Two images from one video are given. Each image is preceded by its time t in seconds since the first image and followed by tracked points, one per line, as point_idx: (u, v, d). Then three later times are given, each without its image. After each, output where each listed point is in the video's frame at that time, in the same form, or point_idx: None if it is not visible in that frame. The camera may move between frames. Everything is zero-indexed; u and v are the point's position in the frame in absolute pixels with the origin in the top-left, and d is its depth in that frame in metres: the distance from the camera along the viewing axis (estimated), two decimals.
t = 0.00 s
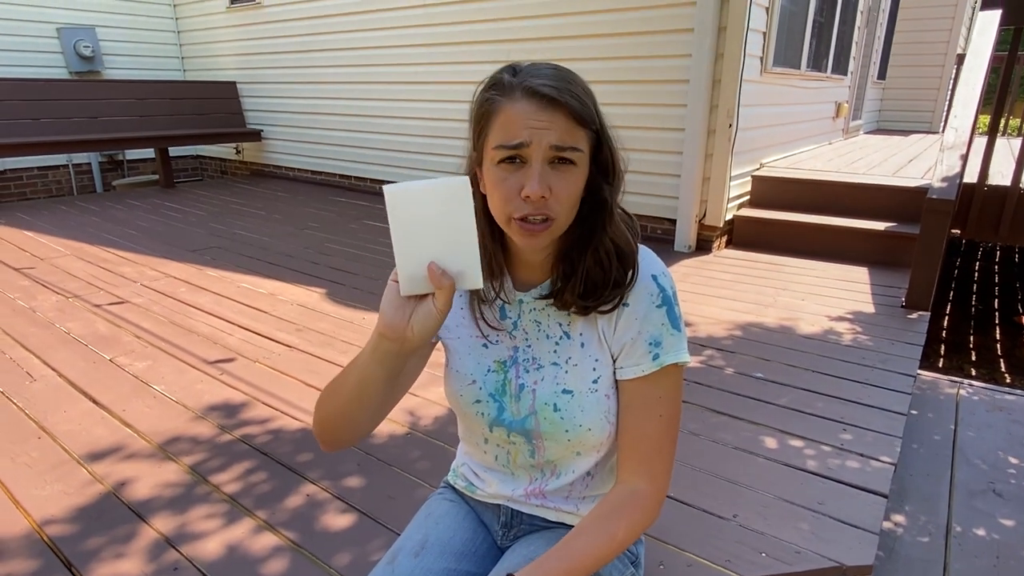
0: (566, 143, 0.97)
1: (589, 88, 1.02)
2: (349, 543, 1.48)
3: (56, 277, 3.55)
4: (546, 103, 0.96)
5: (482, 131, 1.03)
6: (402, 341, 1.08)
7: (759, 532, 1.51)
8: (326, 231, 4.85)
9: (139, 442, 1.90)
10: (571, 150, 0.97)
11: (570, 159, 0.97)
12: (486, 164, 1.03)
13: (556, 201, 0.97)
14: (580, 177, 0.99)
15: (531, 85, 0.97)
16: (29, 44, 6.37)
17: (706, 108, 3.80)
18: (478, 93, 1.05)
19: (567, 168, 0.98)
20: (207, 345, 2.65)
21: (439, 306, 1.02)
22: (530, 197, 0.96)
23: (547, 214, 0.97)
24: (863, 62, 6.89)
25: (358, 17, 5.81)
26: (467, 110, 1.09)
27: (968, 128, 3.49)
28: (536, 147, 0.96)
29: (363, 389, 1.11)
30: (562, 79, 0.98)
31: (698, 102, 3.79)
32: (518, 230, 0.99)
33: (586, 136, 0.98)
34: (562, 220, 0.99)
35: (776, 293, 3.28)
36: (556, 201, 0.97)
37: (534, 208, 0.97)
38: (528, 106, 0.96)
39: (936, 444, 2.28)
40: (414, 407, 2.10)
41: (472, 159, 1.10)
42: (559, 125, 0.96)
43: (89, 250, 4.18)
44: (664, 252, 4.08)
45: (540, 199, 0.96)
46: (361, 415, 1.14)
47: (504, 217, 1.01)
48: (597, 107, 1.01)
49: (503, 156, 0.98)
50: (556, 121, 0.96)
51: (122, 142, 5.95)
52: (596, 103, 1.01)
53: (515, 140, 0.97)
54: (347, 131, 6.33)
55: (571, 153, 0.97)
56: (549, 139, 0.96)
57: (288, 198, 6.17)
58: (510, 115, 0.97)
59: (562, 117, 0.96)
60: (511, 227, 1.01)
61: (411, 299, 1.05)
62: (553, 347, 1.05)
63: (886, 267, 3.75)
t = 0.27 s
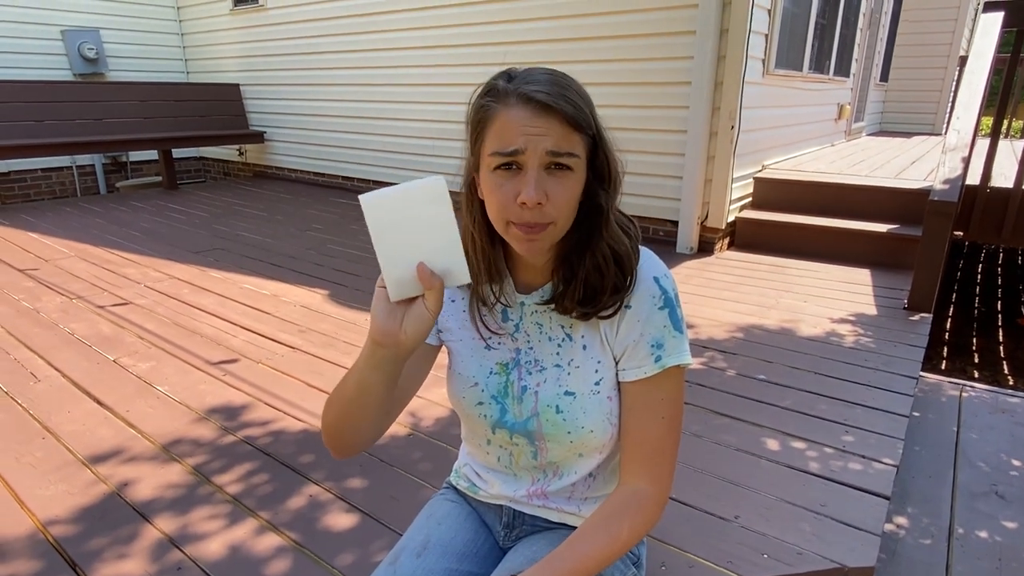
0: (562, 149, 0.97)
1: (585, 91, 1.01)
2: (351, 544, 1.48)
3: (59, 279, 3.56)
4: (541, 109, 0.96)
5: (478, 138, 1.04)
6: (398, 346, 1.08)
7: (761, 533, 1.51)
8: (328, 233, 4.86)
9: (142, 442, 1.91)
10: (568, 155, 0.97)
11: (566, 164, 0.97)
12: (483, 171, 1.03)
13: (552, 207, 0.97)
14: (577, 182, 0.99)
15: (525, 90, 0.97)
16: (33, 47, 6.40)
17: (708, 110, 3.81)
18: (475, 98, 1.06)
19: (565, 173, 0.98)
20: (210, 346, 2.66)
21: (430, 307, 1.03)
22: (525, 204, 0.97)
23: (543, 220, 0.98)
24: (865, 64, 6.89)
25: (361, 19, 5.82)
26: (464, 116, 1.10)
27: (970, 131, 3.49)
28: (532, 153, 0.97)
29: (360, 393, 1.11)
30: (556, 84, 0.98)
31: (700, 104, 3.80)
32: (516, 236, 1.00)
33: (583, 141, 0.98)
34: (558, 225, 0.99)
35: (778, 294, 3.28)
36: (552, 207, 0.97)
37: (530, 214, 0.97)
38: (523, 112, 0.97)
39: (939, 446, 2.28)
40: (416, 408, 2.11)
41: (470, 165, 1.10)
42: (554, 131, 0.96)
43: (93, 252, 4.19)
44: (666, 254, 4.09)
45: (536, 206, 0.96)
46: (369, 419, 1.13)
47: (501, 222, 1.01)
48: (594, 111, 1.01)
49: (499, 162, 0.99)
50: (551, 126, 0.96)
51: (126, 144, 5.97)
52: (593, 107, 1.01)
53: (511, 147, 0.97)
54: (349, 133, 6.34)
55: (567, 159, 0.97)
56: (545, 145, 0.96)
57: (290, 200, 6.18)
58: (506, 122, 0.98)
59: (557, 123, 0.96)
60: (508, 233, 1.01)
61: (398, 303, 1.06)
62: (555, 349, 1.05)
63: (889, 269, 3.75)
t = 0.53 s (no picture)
0: (540, 147, 0.96)
1: (578, 89, 1.00)
2: (353, 544, 1.48)
3: (62, 279, 3.57)
4: (522, 107, 0.96)
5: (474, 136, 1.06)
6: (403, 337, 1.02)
7: (762, 533, 1.51)
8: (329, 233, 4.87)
9: (145, 442, 1.91)
10: (547, 154, 0.96)
11: (545, 162, 0.97)
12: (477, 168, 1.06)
13: (529, 205, 0.97)
14: (558, 181, 0.98)
15: (509, 90, 0.98)
16: (36, 47, 6.41)
17: (710, 111, 3.82)
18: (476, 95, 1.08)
19: (545, 171, 0.97)
20: (212, 345, 2.66)
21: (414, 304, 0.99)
22: (502, 202, 0.98)
23: (520, 217, 0.98)
24: (867, 64, 6.89)
25: (363, 20, 5.84)
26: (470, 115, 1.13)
27: (973, 132, 3.47)
28: (510, 152, 0.97)
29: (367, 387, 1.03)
30: (540, 83, 0.97)
31: (702, 105, 3.80)
32: (498, 233, 1.01)
33: (563, 140, 0.96)
34: (537, 223, 0.99)
35: (780, 295, 3.29)
36: (529, 205, 0.97)
37: (507, 211, 0.98)
38: (505, 110, 0.98)
39: (940, 446, 2.28)
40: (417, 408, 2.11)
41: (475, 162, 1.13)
42: (531, 129, 0.96)
43: (95, 251, 4.20)
44: (668, 254, 4.09)
45: (511, 203, 0.97)
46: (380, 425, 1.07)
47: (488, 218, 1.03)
48: (585, 110, 0.99)
49: (484, 159, 1.01)
50: (529, 125, 0.96)
51: (128, 144, 5.99)
52: (585, 106, 0.99)
53: (492, 144, 0.99)
54: (351, 133, 6.35)
55: (546, 157, 0.97)
56: (521, 143, 0.96)
57: (292, 200, 6.19)
58: (490, 119, 0.99)
59: (536, 122, 0.96)
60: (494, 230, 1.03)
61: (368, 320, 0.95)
62: (558, 350, 1.05)
63: (890, 269, 3.75)
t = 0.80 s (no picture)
0: (537, 140, 0.96)
1: (581, 85, 1.00)
2: (355, 543, 1.49)
3: (65, 278, 3.57)
4: (522, 100, 0.97)
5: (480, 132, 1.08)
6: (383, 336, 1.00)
7: (764, 533, 1.51)
8: (331, 232, 4.87)
9: (147, 441, 1.92)
10: (545, 146, 0.97)
11: (542, 155, 0.97)
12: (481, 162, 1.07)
13: (525, 196, 0.97)
14: (555, 175, 0.98)
15: (512, 85, 0.99)
16: (38, 47, 6.42)
17: (712, 111, 3.81)
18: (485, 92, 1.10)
19: (543, 164, 0.97)
20: (214, 345, 2.67)
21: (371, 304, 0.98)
22: (499, 193, 0.99)
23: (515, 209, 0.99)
24: (869, 63, 6.88)
25: (364, 19, 5.83)
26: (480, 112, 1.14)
27: (974, 130, 3.49)
28: (508, 143, 0.98)
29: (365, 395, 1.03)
30: (542, 78, 0.98)
31: (703, 104, 3.79)
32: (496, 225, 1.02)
33: (561, 134, 0.96)
34: (533, 216, 0.99)
35: (782, 295, 3.28)
36: (525, 196, 0.97)
37: (503, 202, 0.99)
38: (506, 103, 0.98)
39: (943, 446, 2.27)
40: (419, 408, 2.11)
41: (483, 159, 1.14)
42: (529, 121, 0.96)
43: (98, 251, 4.20)
44: (669, 254, 4.09)
45: (507, 194, 0.98)
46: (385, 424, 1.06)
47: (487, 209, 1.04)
48: (587, 105, 0.99)
49: (485, 151, 1.02)
50: (528, 117, 0.97)
51: (130, 144, 5.99)
52: (588, 103, 0.99)
53: (491, 136, 1.00)
54: (353, 133, 6.35)
55: (542, 150, 0.97)
56: (519, 135, 0.97)
57: (294, 200, 6.19)
58: (492, 112, 1.00)
59: (535, 114, 0.96)
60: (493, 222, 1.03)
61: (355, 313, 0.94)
62: (562, 349, 1.05)
63: (892, 269, 3.75)
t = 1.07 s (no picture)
0: (535, 135, 0.96)
1: (584, 83, 1.00)
2: (357, 542, 1.49)
3: (67, 277, 3.58)
4: (523, 96, 0.98)
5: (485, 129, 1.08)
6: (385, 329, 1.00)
7: (767, 532, 1.51)
8: (332, 231, 4.87)
9: (149, 440, 1.92)
10: (544, 141, 0.97)
11: (541, 150, 0.97)
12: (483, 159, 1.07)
13: (523, 190, 0.97)
14: (554, 171, 0.98)
15: (515, 81, 1.00)
16: (40, 46, 6.42)
17: (713, 110, 3.81)
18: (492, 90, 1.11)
19: (541, 159, 0.97)
20: (216, 344, 2.67)
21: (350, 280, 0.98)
22: (497, 187, 0.99)
23: (513, 203, 0.99)
24: (871, 63, 6.88)
25: (366, 18, 5.83)
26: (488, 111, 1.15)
27: (976, 130, 3.48)
28: (507, 138, 0.98)
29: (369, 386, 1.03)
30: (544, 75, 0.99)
31: (705, 104, 3.79)
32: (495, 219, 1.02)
33: (560, 130, 0.96)
34: (531, 210, 0.99)
35: (784, 294, 3.28)
36: (522, 191, 0.97)
37: (501, 196, 0.99)
38: (508, 99, 0.99)
39: (945, 446, 2.27)
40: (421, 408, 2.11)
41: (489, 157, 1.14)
42: (528, 116, 0.97)
43: (100, 250, 4.21)
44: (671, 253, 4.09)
45: (505, 187, 0.98)
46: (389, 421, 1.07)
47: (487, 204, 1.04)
48: (590, 103, 0.98)
49: (486, 146, 1.03)
50: (527, 112, 0.97)
51: (132, 143, 6.00)
52: (591, 101, 0.99)
53: (492, 131, 1.00)
54: (354, 132, 6.35)
55: (541, 144, 0.97)
56: (518, 129, 0.97)
57: (295, 199, 6.19)
58: (494, 108, 1.01)
59: (535, 110, 0.97)
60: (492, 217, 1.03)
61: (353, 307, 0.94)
62: (565, 347, 1.05)
63: (894, 269, 3.74)
